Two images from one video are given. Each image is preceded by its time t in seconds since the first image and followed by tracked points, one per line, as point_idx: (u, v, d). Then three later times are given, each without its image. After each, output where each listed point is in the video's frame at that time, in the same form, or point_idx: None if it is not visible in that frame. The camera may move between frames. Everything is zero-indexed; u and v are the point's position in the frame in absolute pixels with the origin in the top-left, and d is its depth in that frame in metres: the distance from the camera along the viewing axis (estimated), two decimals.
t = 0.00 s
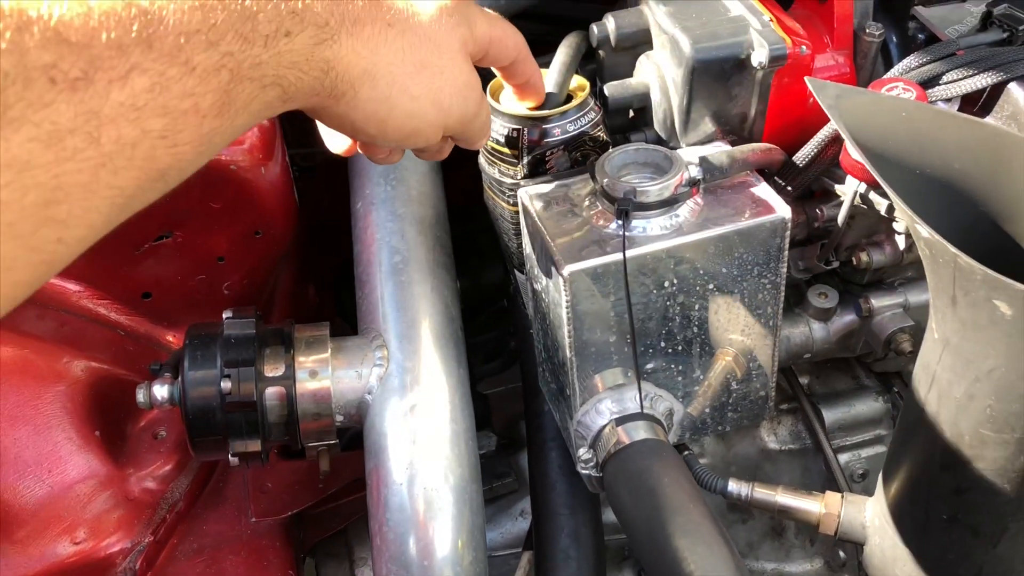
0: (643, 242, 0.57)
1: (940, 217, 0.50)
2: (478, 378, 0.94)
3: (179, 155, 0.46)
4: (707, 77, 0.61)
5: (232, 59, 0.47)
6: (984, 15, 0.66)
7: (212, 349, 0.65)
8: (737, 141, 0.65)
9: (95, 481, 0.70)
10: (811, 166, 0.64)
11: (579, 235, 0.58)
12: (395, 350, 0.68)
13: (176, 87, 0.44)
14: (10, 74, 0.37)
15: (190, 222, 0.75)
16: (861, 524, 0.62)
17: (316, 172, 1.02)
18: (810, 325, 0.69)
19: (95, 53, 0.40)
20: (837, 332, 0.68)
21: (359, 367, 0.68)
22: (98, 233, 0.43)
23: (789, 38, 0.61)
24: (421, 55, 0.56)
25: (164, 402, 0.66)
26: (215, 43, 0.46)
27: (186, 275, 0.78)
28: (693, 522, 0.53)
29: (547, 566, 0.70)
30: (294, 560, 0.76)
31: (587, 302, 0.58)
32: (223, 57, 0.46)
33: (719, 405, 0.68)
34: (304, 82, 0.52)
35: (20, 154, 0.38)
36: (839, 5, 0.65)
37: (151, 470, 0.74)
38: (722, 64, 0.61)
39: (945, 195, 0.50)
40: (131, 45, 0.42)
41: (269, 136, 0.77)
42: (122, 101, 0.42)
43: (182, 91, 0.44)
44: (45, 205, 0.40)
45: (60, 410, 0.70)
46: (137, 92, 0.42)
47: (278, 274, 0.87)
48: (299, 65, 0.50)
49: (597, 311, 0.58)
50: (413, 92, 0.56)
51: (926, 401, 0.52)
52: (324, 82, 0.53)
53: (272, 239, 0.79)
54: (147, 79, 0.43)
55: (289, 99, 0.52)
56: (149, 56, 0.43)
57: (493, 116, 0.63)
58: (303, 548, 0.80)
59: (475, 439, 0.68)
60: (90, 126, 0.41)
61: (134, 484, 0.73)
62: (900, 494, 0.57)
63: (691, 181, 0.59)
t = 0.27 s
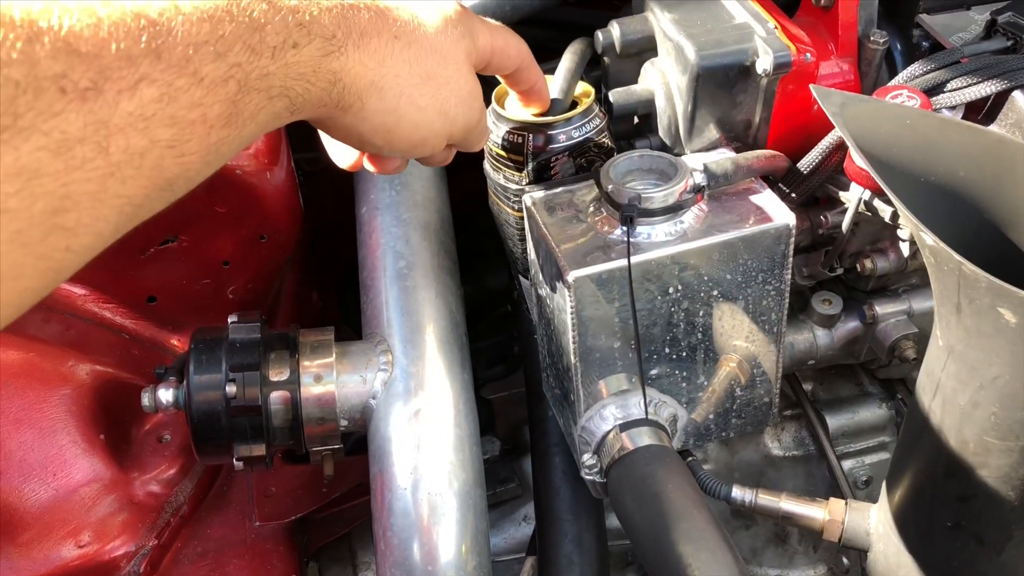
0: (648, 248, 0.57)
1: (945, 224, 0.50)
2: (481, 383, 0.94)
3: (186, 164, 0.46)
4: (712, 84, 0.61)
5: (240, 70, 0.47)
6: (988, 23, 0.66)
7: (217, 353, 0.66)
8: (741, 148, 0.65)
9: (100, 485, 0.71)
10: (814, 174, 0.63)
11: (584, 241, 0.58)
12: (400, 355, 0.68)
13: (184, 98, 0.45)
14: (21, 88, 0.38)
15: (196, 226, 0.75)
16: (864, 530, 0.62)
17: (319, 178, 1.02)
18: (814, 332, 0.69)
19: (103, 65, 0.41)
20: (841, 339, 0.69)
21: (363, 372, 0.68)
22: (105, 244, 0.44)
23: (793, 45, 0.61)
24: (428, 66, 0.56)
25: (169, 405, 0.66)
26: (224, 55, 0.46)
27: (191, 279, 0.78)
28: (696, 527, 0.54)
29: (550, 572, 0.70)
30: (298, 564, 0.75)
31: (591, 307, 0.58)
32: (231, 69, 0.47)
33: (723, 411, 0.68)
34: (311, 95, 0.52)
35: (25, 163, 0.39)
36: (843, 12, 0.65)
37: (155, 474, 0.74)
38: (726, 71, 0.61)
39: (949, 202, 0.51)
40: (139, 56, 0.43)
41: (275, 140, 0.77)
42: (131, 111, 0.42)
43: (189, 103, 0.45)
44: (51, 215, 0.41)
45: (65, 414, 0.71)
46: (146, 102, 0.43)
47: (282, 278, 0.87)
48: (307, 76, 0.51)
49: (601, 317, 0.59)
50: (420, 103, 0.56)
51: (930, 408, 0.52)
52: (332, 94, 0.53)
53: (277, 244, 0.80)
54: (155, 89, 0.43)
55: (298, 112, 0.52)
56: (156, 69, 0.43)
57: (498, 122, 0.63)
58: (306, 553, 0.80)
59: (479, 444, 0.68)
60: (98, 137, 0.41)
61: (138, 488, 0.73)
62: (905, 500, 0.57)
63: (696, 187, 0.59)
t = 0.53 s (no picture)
0: (649, 250, 0.56)
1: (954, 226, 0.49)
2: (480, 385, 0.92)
3: (196, 127, 0.42)
4: (715, 83, 0.60)
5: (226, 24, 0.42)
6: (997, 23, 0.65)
7: (211, 355, 0.64)
8: (744, 148, 0.64)
9: (92, 488, 0.69)
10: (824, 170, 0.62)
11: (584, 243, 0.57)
12: (396, 357, 0.67)
13: (175, 58, 0.40)
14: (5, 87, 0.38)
15: (191, 225, 0.73)
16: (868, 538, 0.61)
17: (317, 177, 1.00)
18: (818, 335, 0.68)
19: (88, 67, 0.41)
20: (846, 343, 0.67)
21: (359, 374, 0.66)
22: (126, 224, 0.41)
23: (798, 44, 0.60)
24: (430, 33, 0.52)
25: (162, 408, 0.65)
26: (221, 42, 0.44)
27: (186, 279, 0.76)
28: (697, 536, 0.52)
29: None
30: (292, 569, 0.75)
31: (592, 310, 0.57)
32: (217, 24, 0.42)
33: (725, 416, 0.67)
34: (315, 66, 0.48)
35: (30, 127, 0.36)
36: (848, 11, 0.64)
37: (148, 477, 0.73)
38: (729, 70, 0.60)
39: (958, 204, 0.49)
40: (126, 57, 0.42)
41: (271, 138, 0.76)
42: (125, 76, 0.38)
43: (183, 63, 0.40)
44: (66, 183, 0.37)
45: (57, 416, 0.70)
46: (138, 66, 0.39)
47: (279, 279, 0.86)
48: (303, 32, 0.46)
49: (602, 320, 0.57)
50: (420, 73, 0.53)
51: (937, 415, 0.51)
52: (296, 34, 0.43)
53: (273, 243, 0.79)
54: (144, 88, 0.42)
55: (302, 90, 0.48)
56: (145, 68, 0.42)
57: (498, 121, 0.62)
58: (301, 557, 0.78)
59: (477, 448, 0.67)
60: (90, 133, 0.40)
61: (131, 491, 0.72)
62: (911, 509, 0.55)
63: (699, 188, 0.58)
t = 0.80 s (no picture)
0: (652, 247, 0.56)
1: (959, 224, 0.49)
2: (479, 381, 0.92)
3: (210, 98, 0.41)
4: (719, 79, 0.60)
5: None
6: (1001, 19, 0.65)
7: (211, 350, 0.64)
8: (748, 144, 0.64)
9: (91, 482, 0.69)
10: (824, 170, 0.62)
11: (587, 239, 0.57)
12: (398, 353, 0.66)
13: (188, 29, 0.38)
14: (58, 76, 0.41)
15: (191, 220, 0.73)
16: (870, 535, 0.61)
17: (318, 171, 1.00)
18: (819, 332, 0.68)
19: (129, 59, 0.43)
20: (847, 340, 0.68)
21: (360, 369, 0.66)
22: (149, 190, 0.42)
23: (802, 40, 0.60)
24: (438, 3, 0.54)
25: (162, 403, 0.65)
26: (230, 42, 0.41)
27: (186, 274, 0.76)
28: (700, 532, 0.52)
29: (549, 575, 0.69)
30: (292, 563, 0.74)
31: (594, 306, 0.57)
32: None
33: (727, 412, 0.67)
34: (343, 53, 0.47)
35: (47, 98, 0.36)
36: (852, 8, 0.64)
37: (148, 472, 0.73)
38: (733, 66, 0.59)
39: (963, 202, 0.49)
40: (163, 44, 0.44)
41: (270, 133, 0.76)
42: (138, 45, 0.37)
43: (195, 33, 0.39)
44: (82, 154, 0.38)
45: (57, 410, 0.70)
46: (152, 37, 0.38)
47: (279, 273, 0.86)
48: None
49: (604, 317, 0.57)
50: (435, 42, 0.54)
51: (941, 413, 0.51)
52: None
53: (275, 238, 0.79)
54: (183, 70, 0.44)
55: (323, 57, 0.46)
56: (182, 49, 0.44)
57: (501, 116, 0.62)
58: (301, 552, 0.78)
59: (478, 444, 0.67)
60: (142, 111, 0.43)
61: (130, 486, 0.72)
62: (913, 505, 0.55)
63: (702, 184, 0.58)
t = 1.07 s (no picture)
0: (654, 235, 0.55)
1: (964, 212, 0.49)
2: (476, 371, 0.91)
3: (300, 148, 0.52)
4: (721, 66, 0.59)
5: None
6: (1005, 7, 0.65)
7: (206, 339, 0.64)
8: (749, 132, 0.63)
9: (84, 472, 0.70)
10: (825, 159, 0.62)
11: (588, 228, 0.56)
12: (395, 342, 0.66)
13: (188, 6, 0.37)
14: (156, 81, 0.44)
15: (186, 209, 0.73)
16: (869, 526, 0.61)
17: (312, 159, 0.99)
18: (819, 322, 0.67)
19: (219, 63, 0.46)
20: (847, 330, 0.67)
21: (357, 359, 0.66)
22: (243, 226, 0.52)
23: (805, 27, 0.59)
24: (492, 10, 0.58)
25: (156, 392, 0.64)
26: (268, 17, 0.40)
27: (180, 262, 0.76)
28: (701, 522, 0.52)
29: (546, 567, 0.68)
30: (288, 555, 0.73)
31: (595, 295, 0.56)
32: None
33: (726, 403, 0.66)
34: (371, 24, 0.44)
35: (172, 147, 0.46)
36: None
37: (142, 462, 0.72)
38: (736, 53, 0.59)
39: (969, 190, 0.49)
40: (249, 48, 0.48)
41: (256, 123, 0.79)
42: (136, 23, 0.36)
43: (295, 89, 0.50)
44: (193, 196, 0.48)
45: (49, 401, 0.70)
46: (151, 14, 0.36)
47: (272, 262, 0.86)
48: None
49: (604, 306, 0.57)
50: (493, 43, 0.57)
51: (944, 403, 0.51)
52: None
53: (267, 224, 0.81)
54: (265, 75, 0.49)
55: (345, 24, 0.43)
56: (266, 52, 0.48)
57: (499, 103, 0.61)
58: (297, 543, 0.78)
59: (476, 434, 0.66)
60: (225, 120, 0.48)
61: (124, 476, 0.71)
62: (915, 496, 0.55)
63: (703, 172, 0.57)
